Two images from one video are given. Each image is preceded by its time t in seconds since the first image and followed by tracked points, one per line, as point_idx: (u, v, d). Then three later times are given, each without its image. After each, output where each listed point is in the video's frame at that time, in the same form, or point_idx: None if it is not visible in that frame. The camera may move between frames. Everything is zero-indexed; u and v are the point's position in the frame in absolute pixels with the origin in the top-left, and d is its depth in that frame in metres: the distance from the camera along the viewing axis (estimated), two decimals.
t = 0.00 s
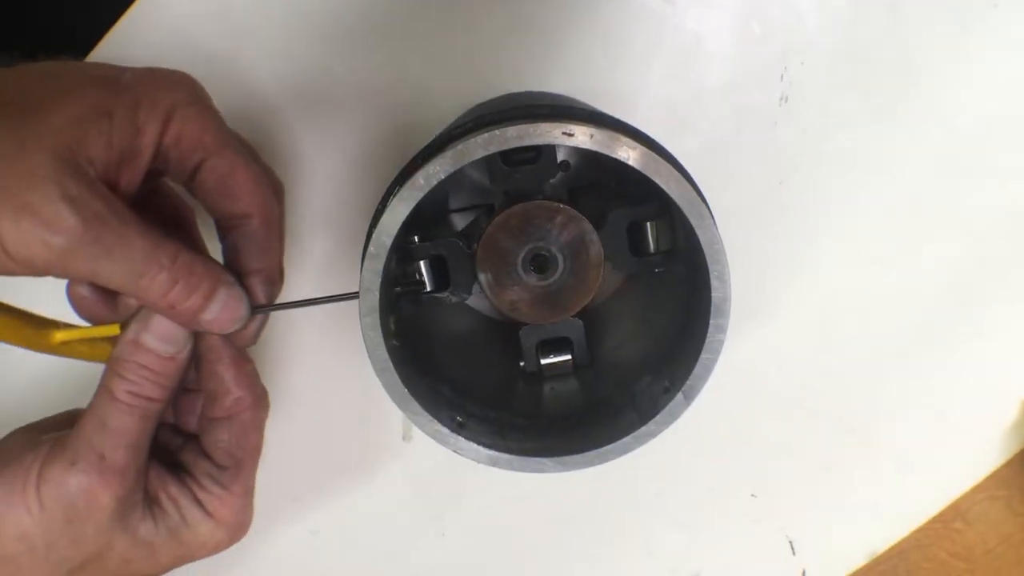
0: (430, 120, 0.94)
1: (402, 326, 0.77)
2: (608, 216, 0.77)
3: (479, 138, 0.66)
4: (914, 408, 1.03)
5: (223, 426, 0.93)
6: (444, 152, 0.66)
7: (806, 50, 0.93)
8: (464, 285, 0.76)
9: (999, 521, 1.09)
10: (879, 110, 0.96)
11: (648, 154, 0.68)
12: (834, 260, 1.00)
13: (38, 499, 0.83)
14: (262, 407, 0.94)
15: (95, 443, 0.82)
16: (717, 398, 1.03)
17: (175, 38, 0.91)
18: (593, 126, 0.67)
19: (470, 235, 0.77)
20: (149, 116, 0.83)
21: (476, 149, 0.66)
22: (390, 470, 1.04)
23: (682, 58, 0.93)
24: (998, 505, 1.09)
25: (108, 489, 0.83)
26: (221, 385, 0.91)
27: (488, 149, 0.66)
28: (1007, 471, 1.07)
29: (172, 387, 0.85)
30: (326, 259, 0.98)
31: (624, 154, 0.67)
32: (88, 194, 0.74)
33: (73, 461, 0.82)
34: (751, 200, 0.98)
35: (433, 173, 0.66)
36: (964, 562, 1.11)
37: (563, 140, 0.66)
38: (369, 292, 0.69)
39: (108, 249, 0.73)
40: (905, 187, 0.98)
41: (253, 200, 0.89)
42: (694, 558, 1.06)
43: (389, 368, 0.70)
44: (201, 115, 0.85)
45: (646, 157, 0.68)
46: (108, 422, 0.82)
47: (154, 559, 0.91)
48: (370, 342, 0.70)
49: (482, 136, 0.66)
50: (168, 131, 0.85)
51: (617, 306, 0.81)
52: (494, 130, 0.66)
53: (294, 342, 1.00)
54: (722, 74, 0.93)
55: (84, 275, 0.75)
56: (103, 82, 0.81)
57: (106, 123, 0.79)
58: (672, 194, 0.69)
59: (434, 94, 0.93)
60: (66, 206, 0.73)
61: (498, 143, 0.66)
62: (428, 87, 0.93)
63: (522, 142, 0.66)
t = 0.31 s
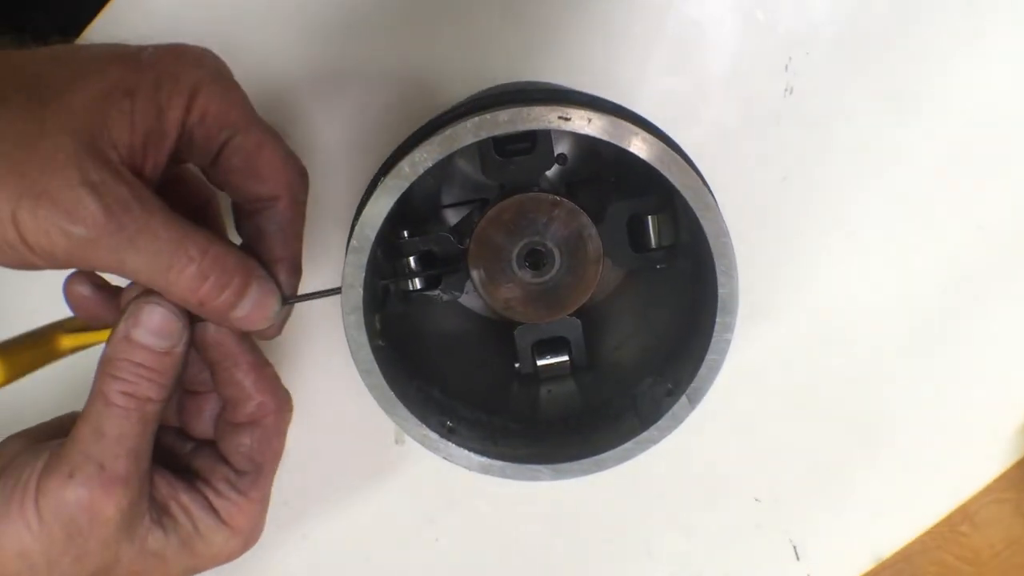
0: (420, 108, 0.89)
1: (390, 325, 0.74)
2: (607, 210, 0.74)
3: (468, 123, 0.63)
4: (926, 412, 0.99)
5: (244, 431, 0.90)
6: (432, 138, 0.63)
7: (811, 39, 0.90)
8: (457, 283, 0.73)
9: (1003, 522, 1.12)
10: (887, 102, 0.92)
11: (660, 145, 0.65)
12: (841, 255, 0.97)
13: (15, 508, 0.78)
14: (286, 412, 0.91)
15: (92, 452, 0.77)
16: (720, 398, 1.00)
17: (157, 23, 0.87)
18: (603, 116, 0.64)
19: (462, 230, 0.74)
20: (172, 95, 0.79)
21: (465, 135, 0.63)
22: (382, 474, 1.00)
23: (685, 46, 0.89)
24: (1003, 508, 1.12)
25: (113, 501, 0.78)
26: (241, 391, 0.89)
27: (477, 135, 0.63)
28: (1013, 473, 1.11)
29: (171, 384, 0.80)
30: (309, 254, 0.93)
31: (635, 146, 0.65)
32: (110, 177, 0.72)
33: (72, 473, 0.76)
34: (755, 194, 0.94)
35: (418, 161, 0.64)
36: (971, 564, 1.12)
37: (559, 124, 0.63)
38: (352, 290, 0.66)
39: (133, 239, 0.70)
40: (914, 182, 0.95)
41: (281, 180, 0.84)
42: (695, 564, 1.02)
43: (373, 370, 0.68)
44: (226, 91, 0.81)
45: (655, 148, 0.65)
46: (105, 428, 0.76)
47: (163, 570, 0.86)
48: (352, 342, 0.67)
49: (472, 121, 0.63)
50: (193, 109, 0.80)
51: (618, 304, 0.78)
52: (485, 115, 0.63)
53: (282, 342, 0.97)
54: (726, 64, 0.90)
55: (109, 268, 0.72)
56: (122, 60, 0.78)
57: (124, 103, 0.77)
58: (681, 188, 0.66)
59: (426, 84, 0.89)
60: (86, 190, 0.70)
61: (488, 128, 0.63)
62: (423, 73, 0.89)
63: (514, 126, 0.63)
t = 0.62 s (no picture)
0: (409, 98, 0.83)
1: (379, 330, 0.69)
2: (611, 206, 0.70)
3: (459, 103, 0.59)
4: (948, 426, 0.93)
5: (239, 439, 0.84)
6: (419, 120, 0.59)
7: (822, 30, 0.86)
8: (450, 286, 0.69)
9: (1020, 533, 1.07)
10: (903, 95, 0.88)
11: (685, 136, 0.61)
12: (852, 255, 0.91)
13: None
14: (286, 418, 0.85)
15: (79, 465, 0.71)
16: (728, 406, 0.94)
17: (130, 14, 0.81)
18: (632, 99, 0.60)
19: (456, 228, 0.70)
20: (165, 80, 0.76)
21: (455, 116, 0.59)
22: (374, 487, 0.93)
23: (690, 36, 0.85)
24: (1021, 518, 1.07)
25: (102, 518, 0.72)
26: (235, 397, 0.83)
27: (469, 116, 0.59)
28: None
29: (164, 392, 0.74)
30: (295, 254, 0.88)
31: (658, 137, 0.61)
32: (100, 167, 0.66)
33: (59, 487, 0.70)
34: (763, 193, 0.90)
35: (404, 146, 0.59)
36: None
37: (560, 103, 0.59)
38: (331, 288, 0.61)
39: (124, 234, 0.65)
40: (930, 179, 0.90)
41: (284, 172, 0.80)
42: None
43: (357, 376, 0.63)
44: (225, 72, 0.77)
45: (674, 137, 0.61)
46: (93, 438, 0.70)
47: None
48: (333, 347, 0.62)
49: (464, 101, 0.59)
50: (188, 95, 0.78)
51: (623, 307, 0.74)
52: (477, 94, 0.59)
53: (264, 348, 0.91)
54: (734, 55, 0.86)
55: (95, 264, 0.66)
56: (113, 42, 0.74)
57: (117, 86, 0.73)
58: (697, 178, 0.62)
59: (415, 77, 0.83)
60: (73, 180, 0.65)
61: (481, 108, 0.59)
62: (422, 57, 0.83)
63: (510, 105, 0.59)
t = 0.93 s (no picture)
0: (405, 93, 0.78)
1: (376, 340, 0.67)
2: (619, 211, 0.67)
3: (462, 98, 0.56)
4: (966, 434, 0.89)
5: (238, 444, 0.80)
6: (420, 116, 0.57)
7: (830, 30, 0.82)
8: (450, 295, 0.66)
9: None
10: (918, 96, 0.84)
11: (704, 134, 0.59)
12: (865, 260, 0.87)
13: None
14: (286, 418, 0.80)
15: (76, 476, 0.67)
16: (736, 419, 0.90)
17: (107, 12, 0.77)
18: (643, 93, 0.58)
19: (456, 233, 0.67)
20: (176, 64, 0.74)
21: (458, 110, 0.56)
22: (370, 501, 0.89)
23: (694, 35, 0.80)
24: None
25: (100, 532, 0.68)
26: (233, 398, 0.78)
27: (472, 111, 0.57)
28: None
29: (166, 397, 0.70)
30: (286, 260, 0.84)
31: (674, 134, 0.58)
32: (106, 154, 0.63)
33: (55, 500, 0.67)
34: (772, 197, 0.85)
35: (403, 144, 0.57)
36: None
37: (569, 98, 0.57)
38: (326, 295, 0.59)
39: (126, 224, 0.61)
40: (948, 181, 0.86)
41: (297, 154, 0.76)
42: None
43: (352, 388, 0.61)
44: (236, 57, 0.74)
45: (690, 132, 0.58)
46: (92, 446, 0.66)
47: None
48: (328, 357, 0.60)
49: (466, 97, 0.57)
50: (199, 78, 0.75)
51: (631, 315, 0.72)
52: (481, 88, 0.57)
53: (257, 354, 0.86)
54: (741, 57, 0.81)
55: (93, 257, 0.62)
56: (121, 23, 0.71)
57: (124, 68, 0.70)
58: (713, 176, 0.59)
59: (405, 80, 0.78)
60: (74, 166, 0.61)
61: (484, 103, 0.57)
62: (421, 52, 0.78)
63: (515, 100, 0.57)
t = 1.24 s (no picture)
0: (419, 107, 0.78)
1: (388, 352, 0.66)
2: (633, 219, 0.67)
3: (481, 108, 0.55)
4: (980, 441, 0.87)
5: (250, 455, 0.79)
6: (437, 128, 0.56)
7: (840, 39, 0.81)
8: (462, 305, 0.65)
9: None
10: (930, 107, 0.83)
11: (714, 135, 0.58)
12: (872, 269, 0.86)
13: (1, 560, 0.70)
14: (297, 427, 0.79)
15: (79, 502, 0.66)
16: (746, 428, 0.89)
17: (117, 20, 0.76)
18: (653, 98, 0.57)
19: (466, 243, 0.67)
20: (198, 63, 0.72)
21: (477, 122, 0.55)
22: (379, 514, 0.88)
23: (704, 45, 0.79)
24: None
25: (112, 559, 0.68)
26: (244, 413, 0.77)
27: (491, 123, 0.56)
28: None
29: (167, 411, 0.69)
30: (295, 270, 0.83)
31: (681, 136, 0.57)
32: (131, 163, 0.61)
33: (63, 533, 0.67)
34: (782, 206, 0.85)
35: (420, 155, 0.56)
36: None
37: (589, 110, 0.55)
38: (342, 309, 0.58)
39: (144, 235, 0.60)
40: (960, 189, 0.85)
41: (315, 160, 0.75)
42: None
43: (367, 404, 0.60)
44: (258, 57, 0.73)
45: (706, 139, 0.57)
46: (96, 477, 0.66)
47: None
48: (342, 371, 0.59)
49: (484, 107, 0.56)
50: (221, 79, 0.74)
51: (643, 327, 0.72)
52: (501, 98, 0.55)
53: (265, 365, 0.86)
54: (751, 69, 0.81)
55: (109, 266, 0.61)
56: (143, 23, 0.70)
57: (150, 70, 0.68)
58: (732, 186, 0.58)
59: (417, 88, 0.78)
60: (97, 173, 0.59)
61: (503, 114, 0.56)
62: (433, 65, 0.78)
63: (537, 112, 0.55)
